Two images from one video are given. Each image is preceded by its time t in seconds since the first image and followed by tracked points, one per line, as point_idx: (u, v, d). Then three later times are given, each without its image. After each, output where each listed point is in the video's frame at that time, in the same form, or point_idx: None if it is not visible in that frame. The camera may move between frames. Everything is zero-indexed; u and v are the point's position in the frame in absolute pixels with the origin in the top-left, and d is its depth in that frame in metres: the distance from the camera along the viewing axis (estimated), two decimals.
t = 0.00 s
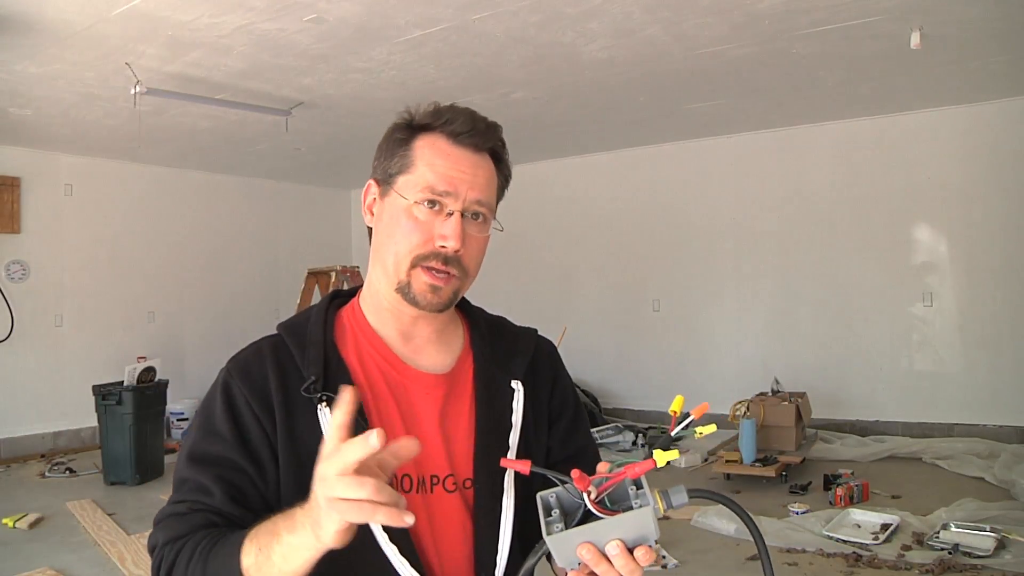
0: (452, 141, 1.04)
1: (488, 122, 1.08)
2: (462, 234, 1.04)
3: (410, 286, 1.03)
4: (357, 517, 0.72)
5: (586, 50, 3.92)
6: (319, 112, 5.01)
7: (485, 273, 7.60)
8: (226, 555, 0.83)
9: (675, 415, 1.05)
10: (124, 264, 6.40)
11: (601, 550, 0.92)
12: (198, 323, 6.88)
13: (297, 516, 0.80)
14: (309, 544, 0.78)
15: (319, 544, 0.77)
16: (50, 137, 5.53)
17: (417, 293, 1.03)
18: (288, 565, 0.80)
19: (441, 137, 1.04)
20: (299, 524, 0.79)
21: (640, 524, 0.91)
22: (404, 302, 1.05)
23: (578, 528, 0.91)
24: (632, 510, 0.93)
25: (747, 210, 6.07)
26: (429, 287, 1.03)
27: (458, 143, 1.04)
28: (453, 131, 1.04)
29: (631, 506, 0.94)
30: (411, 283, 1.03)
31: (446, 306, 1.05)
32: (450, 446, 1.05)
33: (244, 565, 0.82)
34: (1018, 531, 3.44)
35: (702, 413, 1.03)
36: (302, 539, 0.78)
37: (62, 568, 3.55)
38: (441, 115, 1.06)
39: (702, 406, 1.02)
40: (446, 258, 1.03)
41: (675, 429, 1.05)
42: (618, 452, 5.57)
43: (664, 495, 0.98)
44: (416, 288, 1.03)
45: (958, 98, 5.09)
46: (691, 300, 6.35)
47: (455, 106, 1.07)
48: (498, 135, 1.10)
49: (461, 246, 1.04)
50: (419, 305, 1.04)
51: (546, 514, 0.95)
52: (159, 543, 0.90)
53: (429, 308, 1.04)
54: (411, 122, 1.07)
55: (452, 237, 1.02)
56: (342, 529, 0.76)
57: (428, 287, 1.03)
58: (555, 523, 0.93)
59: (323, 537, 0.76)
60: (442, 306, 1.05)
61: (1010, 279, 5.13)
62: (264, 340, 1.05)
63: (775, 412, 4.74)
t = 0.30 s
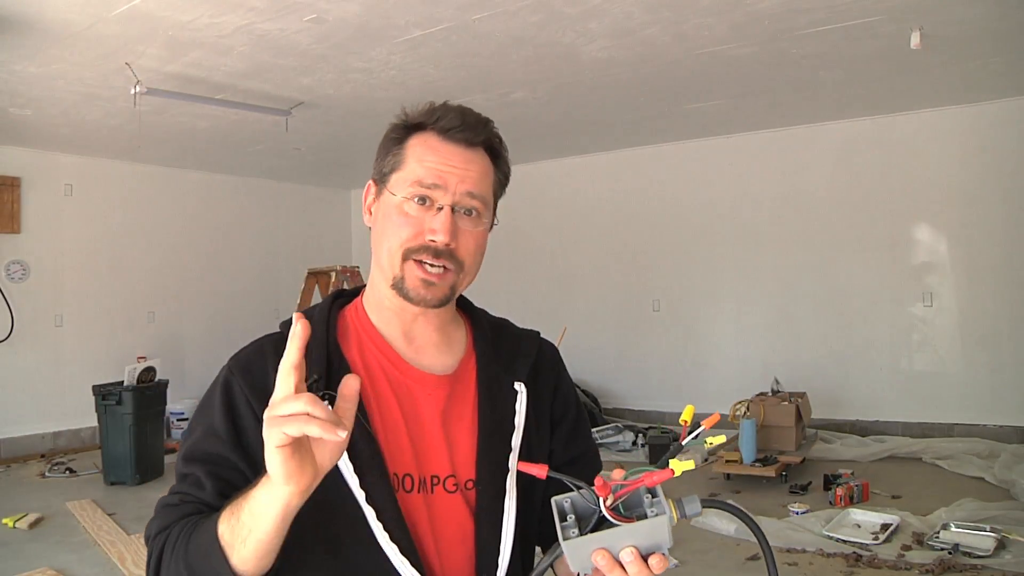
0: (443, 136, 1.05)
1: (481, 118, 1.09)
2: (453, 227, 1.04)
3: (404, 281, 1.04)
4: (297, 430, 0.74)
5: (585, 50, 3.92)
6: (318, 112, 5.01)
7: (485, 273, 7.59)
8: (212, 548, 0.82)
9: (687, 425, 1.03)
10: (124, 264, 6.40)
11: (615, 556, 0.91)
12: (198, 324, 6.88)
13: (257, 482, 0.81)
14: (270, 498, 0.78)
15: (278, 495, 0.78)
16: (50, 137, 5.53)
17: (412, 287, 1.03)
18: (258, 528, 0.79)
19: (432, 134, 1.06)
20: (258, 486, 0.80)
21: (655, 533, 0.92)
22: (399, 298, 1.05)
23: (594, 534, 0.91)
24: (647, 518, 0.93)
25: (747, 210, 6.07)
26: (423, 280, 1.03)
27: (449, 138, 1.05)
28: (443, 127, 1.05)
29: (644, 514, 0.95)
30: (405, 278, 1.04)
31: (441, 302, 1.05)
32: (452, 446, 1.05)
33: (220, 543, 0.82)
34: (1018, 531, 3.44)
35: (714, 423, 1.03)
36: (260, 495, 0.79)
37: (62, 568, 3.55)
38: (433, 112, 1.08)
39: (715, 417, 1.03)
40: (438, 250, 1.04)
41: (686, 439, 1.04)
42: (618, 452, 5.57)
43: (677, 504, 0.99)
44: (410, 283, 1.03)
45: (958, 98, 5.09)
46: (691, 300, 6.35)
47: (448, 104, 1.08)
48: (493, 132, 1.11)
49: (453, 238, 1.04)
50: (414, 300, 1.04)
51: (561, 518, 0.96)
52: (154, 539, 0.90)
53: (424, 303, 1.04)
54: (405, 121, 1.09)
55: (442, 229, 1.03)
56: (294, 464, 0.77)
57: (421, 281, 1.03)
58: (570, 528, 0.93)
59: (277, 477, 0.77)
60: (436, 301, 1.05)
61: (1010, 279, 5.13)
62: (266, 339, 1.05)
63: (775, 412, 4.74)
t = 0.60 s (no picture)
0: (435, 135, 1.06)
1: (474, 115, 1.09)
2: (448, 225, 1.04)
3: (400, 281, 1.04)
4: (305, 441, 0.74)
5: (585, 50, 3.92)
6: (318, 112, 5.01)
7: (485, 273, 7.60)
8: (215, 550, 0.82)
9: (689, 427, 1.02)
10: (124, 264, 6.39)
11: (620, 561, 0.91)
12: (198, 324, 6.88)
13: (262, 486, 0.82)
14: (276, 504, 0.78)
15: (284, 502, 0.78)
16: (50, 137, 5.53)
17: (409, 286, 1.04)
18: (263, 533, 0.79)
19: (425, 133, 1.06)
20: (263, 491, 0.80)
21: (659, 537, 0.92)
22: (397, 298, 1.05)
23: (598, 539, 0.92)
24: (650, 523, 0.93)
25: (747, 210, 6.07)
26: (420, 279, 1.04)
27: (440, 136, 1.05)
28: (435, 125, 1.06)
29: (648, 518, 0.95)
30: (402, 278, 1.04)
31: (439, 300, 1.05)
32: (453, 447, 1.05)
33: (223, 545, 0.82)
34: (1018, 531, 3.44)
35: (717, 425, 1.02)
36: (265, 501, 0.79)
37: (62, 568, 3.55)
38: (425, 112, 1.08)
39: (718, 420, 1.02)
40: (433, 249, 1.04)
41: (687, 441, 1.03)
42: (618, 452, 5.57)
43: (680, 508, 0.99)
44: (407, 282, 1.04)
45: (958, 98, 5.09)
46: (691, 300, 6.35)
47: (440, 103, 1.09)
48: (487, 128, 1.11)
49: (448, 236, 1.04)
50: (412, 299, 1.04)
51: (566, 523, 0.96)
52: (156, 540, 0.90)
53: (421, 302, 1.04)
54: (398, 122, 1.09)
55: (436, 228, 1.03)
56: (301, 472, 0.77)
57: (418, 280, 1.03)
58: (575, 532, 0.93)
59: (283, 485, 0.77)
60: (434, 299, 1.04)
61: (1010, 279, 5.14)
62: (267, 339, 1.05)
63: (775, 412, 4.74)
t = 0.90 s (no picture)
0: (432, 135, 1.06)
1: (470, 114, 1.09)
2: (446, 225, 1.04)
3: (400, 281, 1.04)
4: (308, 451, 0.74)
5: (585, 51, 3.93)
6: (318, 112, 5.01)
7: (485, 273, 7.60)
8: (217, 551, 0.82)
9: (689, 429, 1.02)
10: (124, 264, 6.39)
11: (619, 563, 0.91)
12: (198, 324, 6.88)
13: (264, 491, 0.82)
14: (277, 510, 0.78)
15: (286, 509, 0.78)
16: (50, 137, 5.53)
17: (408, 287, 1.04)
18: (265, 538, 0.80)
19: (422, 133, 1.06)
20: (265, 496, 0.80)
21: (657, 540, 0.92)
22: (397, 297, 1.05)
23: (597, 541, 0.92)
24: (650, 525, 0.93)
25: (747, 210, 6.07)
26: (419, 280, 1.04)
27: (437, 136, 1.05)
28: (431, 125, 1.06)
29: (647, 519, 0.95)
30: (402, 278, 1.04)
31: (438, 300, 1.05)
32: (454, 447, 1.05)
33: (225, 549, 0.82)
34: (1018, 531, 3.44)
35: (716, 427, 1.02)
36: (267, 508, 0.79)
37: (62, 568, 3.55)
38: (421, 111, 1.08)
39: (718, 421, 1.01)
40: (432, 249, 1.04)
41: (688, 442, 1.03)
42: (618, 452, 5.57)
43: (680, 510, 0.99)
44: (406, 281, 1.04)
45: (958, 98, 5.10)
46: (691, 300, 6.35)
47: (437, 102, 1.08)
48: (484, 127, 1.11)
49: (446, 236, 1.04)
50: (412, 299, 1.04)
51: (565, 525, 0.96)
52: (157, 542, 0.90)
53: (421, 302, 1.04)
54: (395, 123, 1.09)
55: (434, 227, 1.03)
56: (304, 480, 0.78)
57: (417, 280, 1.04)
58: (574, 534, 0.94)
59: (286, 493, 0.77)
60: (432, 299, 1.05)
61: (1010, 280, 5.14)
62: (268, 340, 1.05)
63: (775, 412, 4.74)
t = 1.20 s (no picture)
0: (429, 134, 1.06)
1: (467, 113, 1.09)
2: (444, 224, 1.04)
3: (400, 281, 1.04)
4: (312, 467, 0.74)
5: (585, 51, 3.93)
6: (319, 112, 5.01)
7: (485, 273, 7.59)
8: (215, 554, 0.82)
9: (689, 431, 1.02)
10: (124, 264, 6.39)
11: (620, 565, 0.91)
12: (198, 323, 6.88)
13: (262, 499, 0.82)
14: (276, 518, 0.78)
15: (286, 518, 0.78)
16: (50, 137, 5.53)
17: (408, 288, 1.04)
18: (263, 546, 0.80)
19: (419, 133, 1.06)
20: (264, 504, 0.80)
21: (660, 543, 0.92)
22: (397, 297, 1.05)
23: (599, 543, 0.92)
24: (651, 528, 0.93)
25: (747, 210, 6.07)
26: (419, 280, 1.04)
27: (434, 136, 1.05)
28: (429, 125, 1.05)
29: (649, 522, 0.95)
30: (402, 279, 1.04)
31: (438, 299, 1.05)
32: (454, 448, 1.05)
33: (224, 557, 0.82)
34: (1018, 531, 3.44)
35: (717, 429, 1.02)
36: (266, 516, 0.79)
37: (62, 568, 3.55)
38: (418, 111, 1.08)
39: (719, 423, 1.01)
40: (431, 248, 1.04)
41: (688, 445, 1.03)
42: (618, 452, 5.57)
43: (682, 512, 0.99)
44: (406, 281, 1.04)
45: (958, 98, 5.10)
46: (691, 300, 6.35)
47: (433, 101, 1.08)
48: (482, 125, 1.11)
49: (445, 235, 1.04)
50: (412, 299, 1.04)
51: (566, 528, 0.96)
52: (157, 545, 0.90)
53: (421, 302, 1.05)
54: (392, 122, 1.09)
55: (433, 227, 1.03)
56: (304, 493, 0.78)
57: (417, 280, 1.04)
58: (575, 537, 0.93)
59: (285, 504, 0.77)
60: (432, 298, 1.05)
61: (1010, 280, 5.14)
62: (268, 340, 1.05)
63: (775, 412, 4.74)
